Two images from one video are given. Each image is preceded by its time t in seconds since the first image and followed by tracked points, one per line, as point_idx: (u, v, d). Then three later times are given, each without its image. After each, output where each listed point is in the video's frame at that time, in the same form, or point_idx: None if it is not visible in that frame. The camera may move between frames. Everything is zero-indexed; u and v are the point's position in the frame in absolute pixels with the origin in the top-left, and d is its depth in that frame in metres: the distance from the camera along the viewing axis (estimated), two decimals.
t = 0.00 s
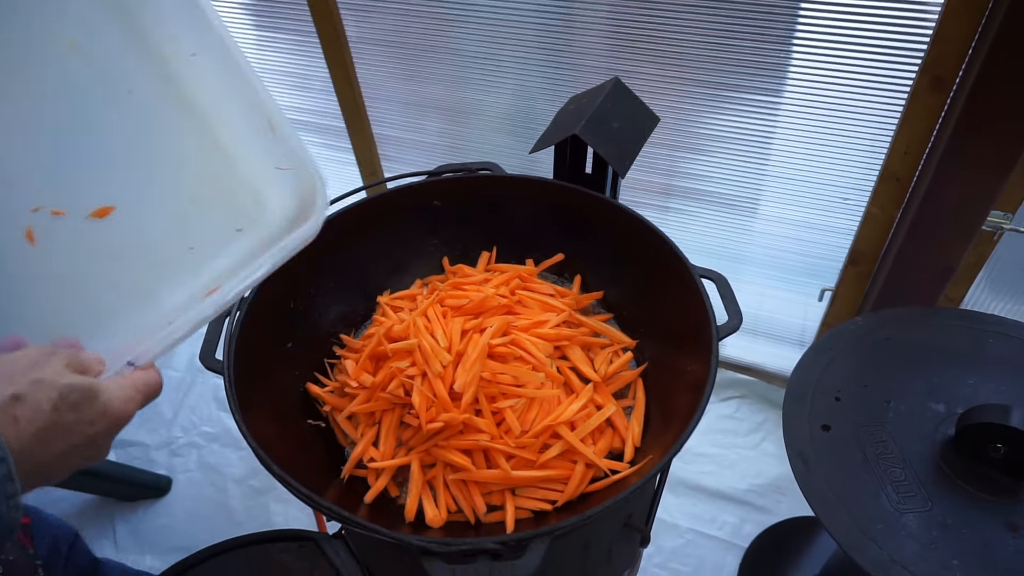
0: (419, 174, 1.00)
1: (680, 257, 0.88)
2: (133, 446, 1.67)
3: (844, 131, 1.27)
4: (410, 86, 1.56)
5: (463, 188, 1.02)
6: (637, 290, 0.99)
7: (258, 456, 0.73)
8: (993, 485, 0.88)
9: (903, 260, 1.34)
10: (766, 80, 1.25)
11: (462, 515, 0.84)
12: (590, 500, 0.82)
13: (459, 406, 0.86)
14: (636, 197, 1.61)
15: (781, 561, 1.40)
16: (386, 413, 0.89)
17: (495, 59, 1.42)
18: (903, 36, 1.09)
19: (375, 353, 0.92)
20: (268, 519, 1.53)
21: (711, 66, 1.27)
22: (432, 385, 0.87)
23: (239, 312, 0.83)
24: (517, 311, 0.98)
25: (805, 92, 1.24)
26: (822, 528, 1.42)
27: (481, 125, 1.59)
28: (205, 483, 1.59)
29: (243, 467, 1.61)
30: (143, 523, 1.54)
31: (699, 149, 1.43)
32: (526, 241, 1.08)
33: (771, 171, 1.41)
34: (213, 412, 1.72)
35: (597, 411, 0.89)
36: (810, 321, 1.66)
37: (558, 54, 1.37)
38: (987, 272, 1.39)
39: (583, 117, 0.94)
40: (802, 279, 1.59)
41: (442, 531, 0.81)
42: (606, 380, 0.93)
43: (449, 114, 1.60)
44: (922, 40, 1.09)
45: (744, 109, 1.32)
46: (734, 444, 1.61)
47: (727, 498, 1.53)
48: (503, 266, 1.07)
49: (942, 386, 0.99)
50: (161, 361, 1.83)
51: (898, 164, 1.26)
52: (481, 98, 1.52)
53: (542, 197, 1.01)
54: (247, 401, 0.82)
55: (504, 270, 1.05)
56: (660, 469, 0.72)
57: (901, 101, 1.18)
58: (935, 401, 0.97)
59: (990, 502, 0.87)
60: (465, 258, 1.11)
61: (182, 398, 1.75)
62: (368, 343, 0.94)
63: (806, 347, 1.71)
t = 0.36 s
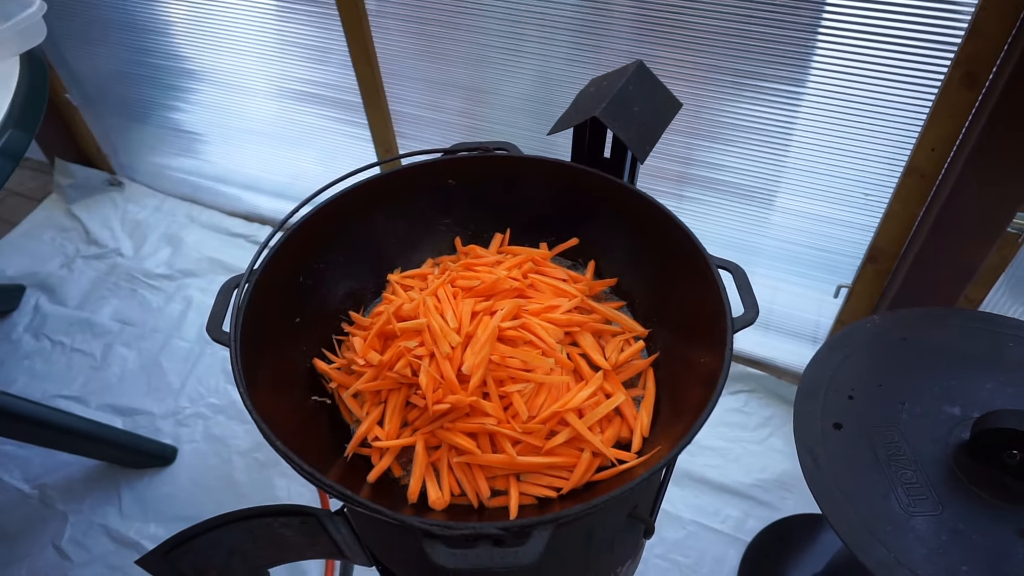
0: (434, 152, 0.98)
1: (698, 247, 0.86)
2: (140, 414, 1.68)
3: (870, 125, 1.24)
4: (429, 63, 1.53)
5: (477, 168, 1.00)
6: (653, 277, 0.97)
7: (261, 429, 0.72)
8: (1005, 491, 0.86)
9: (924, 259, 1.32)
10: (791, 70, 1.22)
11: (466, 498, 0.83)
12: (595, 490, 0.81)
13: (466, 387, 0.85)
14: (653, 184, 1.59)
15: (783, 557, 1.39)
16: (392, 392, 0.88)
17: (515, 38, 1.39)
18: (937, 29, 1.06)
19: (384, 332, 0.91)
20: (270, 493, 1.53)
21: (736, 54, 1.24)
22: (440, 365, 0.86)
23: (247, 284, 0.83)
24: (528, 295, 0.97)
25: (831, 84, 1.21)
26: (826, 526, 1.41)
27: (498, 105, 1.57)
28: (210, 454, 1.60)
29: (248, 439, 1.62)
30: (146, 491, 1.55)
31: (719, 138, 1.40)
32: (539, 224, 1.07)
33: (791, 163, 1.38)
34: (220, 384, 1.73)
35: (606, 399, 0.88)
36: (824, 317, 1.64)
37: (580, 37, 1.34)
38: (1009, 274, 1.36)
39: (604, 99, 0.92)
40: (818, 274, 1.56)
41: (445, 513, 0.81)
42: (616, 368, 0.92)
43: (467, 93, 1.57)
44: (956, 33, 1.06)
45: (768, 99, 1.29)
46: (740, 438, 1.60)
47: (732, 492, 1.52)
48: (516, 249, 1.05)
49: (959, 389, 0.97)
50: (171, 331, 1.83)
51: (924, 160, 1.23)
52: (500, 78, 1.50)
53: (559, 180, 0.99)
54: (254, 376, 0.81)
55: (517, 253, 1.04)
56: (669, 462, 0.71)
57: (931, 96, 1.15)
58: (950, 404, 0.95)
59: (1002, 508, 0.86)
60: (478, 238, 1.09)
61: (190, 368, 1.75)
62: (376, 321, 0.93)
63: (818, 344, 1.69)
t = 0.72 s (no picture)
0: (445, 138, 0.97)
1: (710, 236, 0.85)
2: (154, 398, 1.70)
3: (886, 114, 1.22)
4: (441, 49, 1.53)
5: (488, 155, 1.00)
6: (664, 265, 0.97)
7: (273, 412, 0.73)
8: (1017, 483, 0.85)
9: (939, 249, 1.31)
10: (807, 57, 1.20)
11: (475, 484, 0.84)
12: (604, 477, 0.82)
13: (476, 374, 0.85)
14: (665, 173, 1.58)
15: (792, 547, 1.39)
16: (403, 378, 0.89)
17: (528, 25, 1.38)
18: (957, 15, 1.04)
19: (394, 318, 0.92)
20: (282, 476, 1.55)
21: (751, 41, 1.22)
22: (450, 351, 0.87)
23: (260, 270, 0.83)
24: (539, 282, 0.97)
25: (847, 72, 1.19)
26: (836, 516, 1.41)
27: (511, 91, 1.56)
28: (223, 438, 1.62)
29: (261, 424, 1.64)
30: (160, 473, 1.57)
31: (733, 126, 1.39)
32: (550, 211, 1.06)
33: (806, 151, 1.37)
34: (233, 368, 1.74)
35: (616, 387, 0.88)
36: (836, 307, 1.63)
37: (594, 24, 1.33)
38: None
39: (616, 86, 0.91)
40: (831, 264, 1.55)
41: (454, 497, 0.81)
42: (626, 356, 0.92)
43: (479, 79, 1.57)
44: (977, 20, 1.04)
45: (783, 86, 1.27)
46: (750, 428, 1.60)
47: (742, 481, 1.52)
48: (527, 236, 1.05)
49: (972, 380, 0.96)
50: (185, 316, 1.85)
51: (941, 149, 1.21)
52: (512, 64, 1.49)
53: (571, 167, 0.99)
54: (266, 361, 0.82)
55: (528, 240, 1.04)
56: (678, 449, 0.71)
57: (950, 83, 1.13)
58: (963, 395, 0.95)
59: (1014, 501, 0.85)
60: (490, 225, 1.09)
61: (203, 353, 1.77)
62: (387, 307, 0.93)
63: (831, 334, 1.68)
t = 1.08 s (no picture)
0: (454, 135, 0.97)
1: (718, 234, 0.85)
2: (164, 392, 1.71)
3: (897, 112, 1.21)
4: (450, 46, 1.53)
5: (497, 152, 1.00)
6: (672, 263, 0.97)
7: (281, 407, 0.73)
8: None
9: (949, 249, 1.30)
10: (818, 54, 1.19)
11: (481, 479, 0.84)
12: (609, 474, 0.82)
13: (483, 370, 0.85)
14: (674, 170, 1.58)
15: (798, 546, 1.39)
16: (410, 373, 0.89)
17: (538, 22, 1.38)
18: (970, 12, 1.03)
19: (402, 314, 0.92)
20: (289, 470, 1.56)
21: (762, 38, 1.21)
22: (457, 348, 0.87)
23: (269, 265, 0.84)
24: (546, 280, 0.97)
25: (858, 69, 1.18)
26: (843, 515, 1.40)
27: (520, 88, 1.56)
28: (232, 432, 1.63)
29: (269, 418, 1.65)
30: (169, 467, 1.58)
31: (742, 124, 1.39)
32: (558, 208, 1.06)
33: (815, 149, 1.36)
34: (242, 362, 1.76)
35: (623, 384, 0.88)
36: (845, 307, 1.62)
37: (603, 21, 1.33)
38: None
39: (625, 83, 0.91)
40: (840, 263, 1.55)
41: (460, 493, 0.82)
42: (633, 354, 0.92)
43: (488, 76, 1.57)
44: (990, 17, 1.03)
45: (793, 84, 1.27)
46: (757, 426, 1.59)
47: (748, 480, 1.52)
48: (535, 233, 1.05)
49: (981, 380, 0.95)
50: (194, 310, 1.86)
51: (952, 148, 1.21)
52: (522, 61, 1.49)
53: (580, 164, 0.99)
54: (275, 356, 0.82)
55: (535, 237, 1.04)
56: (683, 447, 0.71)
57: (962, 82, 1.12)
58: (973, 396, 0.94)
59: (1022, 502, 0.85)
60: (498, 222, 1.09)
61: (213, 347, 1.78)
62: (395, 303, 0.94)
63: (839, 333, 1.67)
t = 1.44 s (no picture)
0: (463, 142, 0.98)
1: (727, 244, 0.85)
2: (171, 395, 1.72)
3: (905, 121, 1.21)
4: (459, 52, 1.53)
5: (506, 159, 1.00)
6: (680, 271, 0.97)
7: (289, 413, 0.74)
8: None
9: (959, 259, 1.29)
10: (826, 63, 1.19)
11: (488, 488, 0.84)
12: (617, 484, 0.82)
13: (491, 378, 0.85)
14: (681, 178, 1.58)
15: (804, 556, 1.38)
16: (418, 381, 0.89)
17: (546, 29, 1.39)
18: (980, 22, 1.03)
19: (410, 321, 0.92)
20: (294, 474, 1.56)
21: (769, 47, 1.21)
22: (465, 355, 0.87)
23: (278, 271, 0.84)
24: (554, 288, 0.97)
25: (866, 78, 1.18)
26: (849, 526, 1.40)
27: (528, 95, 1.56)
28: (237, 436, 1.63)
29: (274, 422, 1.65)
30: (174, 470, 1.59)
31: (749, 132, 1.38)
32: (567, 215, 1.06)
33: (822, 158, 1.36)
34: (247, 366, 1.76)
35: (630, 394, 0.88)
36: (853, 316, 1.61)
37: (611, 29, 1.33)
38: None
39: (635, 92, 0.91)
40: (848, 272, 1.54)
41: (467, 501, 0.82)
42: (641, 363, 0.92)
43: (496, 83, 1.57)
44: (1000, 27, 1.03)
45: (800, 93, 1.27)
46: (763, 435, 1.59)
47: (754, 489, 1.51)
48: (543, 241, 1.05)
49: (991, 393, 0.95)
50: (201, 314, 1.87)
51: (962, 158, 1.20)
52: (530, 68, 1.49)
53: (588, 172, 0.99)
54: (283, 362, 0.82)
55: (544, 245, 1.04)
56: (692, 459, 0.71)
57: (972, 92, 1.12)
58: (982, 408, 0.94)
59: None
60: (506, 229, 1.09)
61: (219, 351, 1.79)
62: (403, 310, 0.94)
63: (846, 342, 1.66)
